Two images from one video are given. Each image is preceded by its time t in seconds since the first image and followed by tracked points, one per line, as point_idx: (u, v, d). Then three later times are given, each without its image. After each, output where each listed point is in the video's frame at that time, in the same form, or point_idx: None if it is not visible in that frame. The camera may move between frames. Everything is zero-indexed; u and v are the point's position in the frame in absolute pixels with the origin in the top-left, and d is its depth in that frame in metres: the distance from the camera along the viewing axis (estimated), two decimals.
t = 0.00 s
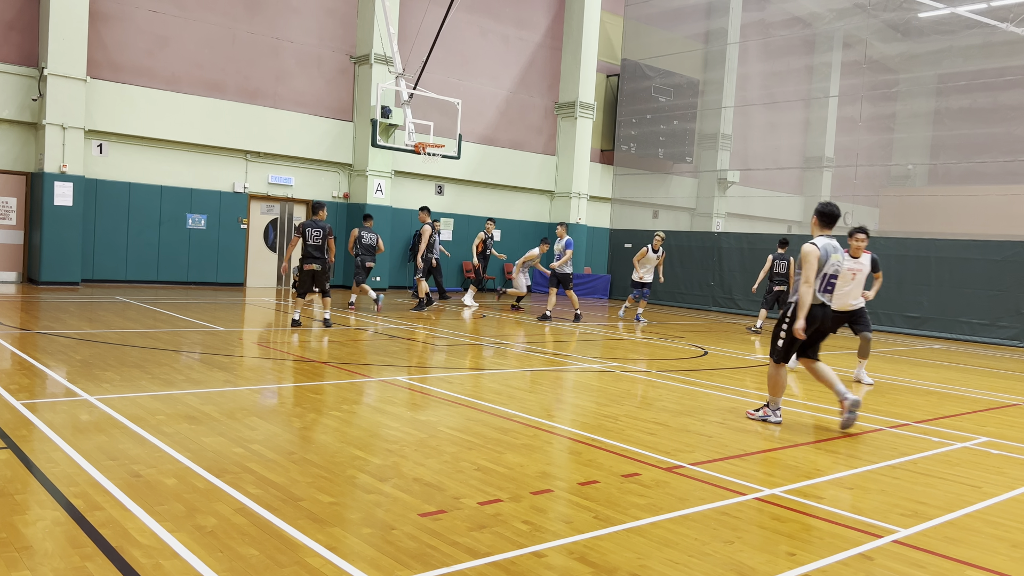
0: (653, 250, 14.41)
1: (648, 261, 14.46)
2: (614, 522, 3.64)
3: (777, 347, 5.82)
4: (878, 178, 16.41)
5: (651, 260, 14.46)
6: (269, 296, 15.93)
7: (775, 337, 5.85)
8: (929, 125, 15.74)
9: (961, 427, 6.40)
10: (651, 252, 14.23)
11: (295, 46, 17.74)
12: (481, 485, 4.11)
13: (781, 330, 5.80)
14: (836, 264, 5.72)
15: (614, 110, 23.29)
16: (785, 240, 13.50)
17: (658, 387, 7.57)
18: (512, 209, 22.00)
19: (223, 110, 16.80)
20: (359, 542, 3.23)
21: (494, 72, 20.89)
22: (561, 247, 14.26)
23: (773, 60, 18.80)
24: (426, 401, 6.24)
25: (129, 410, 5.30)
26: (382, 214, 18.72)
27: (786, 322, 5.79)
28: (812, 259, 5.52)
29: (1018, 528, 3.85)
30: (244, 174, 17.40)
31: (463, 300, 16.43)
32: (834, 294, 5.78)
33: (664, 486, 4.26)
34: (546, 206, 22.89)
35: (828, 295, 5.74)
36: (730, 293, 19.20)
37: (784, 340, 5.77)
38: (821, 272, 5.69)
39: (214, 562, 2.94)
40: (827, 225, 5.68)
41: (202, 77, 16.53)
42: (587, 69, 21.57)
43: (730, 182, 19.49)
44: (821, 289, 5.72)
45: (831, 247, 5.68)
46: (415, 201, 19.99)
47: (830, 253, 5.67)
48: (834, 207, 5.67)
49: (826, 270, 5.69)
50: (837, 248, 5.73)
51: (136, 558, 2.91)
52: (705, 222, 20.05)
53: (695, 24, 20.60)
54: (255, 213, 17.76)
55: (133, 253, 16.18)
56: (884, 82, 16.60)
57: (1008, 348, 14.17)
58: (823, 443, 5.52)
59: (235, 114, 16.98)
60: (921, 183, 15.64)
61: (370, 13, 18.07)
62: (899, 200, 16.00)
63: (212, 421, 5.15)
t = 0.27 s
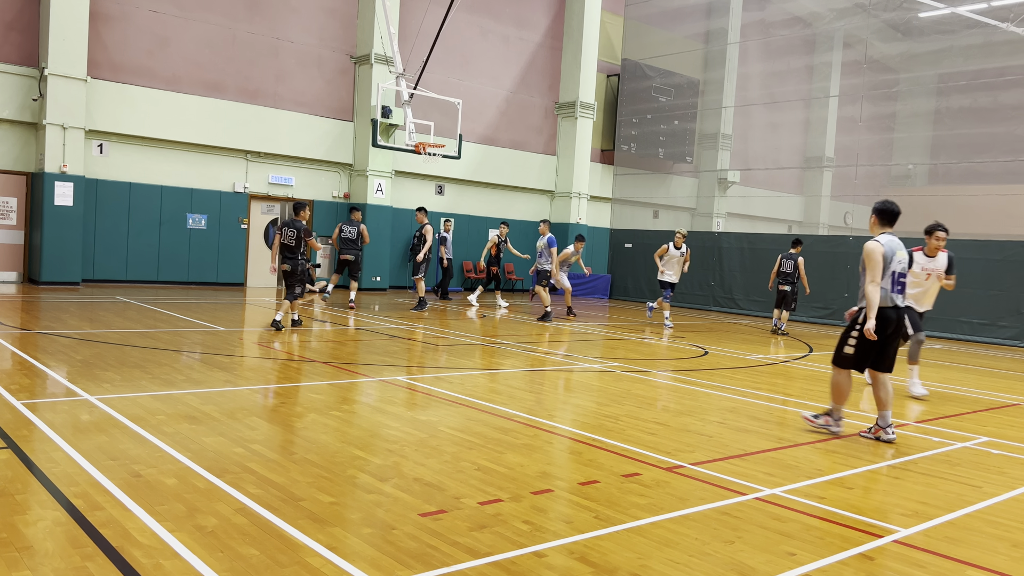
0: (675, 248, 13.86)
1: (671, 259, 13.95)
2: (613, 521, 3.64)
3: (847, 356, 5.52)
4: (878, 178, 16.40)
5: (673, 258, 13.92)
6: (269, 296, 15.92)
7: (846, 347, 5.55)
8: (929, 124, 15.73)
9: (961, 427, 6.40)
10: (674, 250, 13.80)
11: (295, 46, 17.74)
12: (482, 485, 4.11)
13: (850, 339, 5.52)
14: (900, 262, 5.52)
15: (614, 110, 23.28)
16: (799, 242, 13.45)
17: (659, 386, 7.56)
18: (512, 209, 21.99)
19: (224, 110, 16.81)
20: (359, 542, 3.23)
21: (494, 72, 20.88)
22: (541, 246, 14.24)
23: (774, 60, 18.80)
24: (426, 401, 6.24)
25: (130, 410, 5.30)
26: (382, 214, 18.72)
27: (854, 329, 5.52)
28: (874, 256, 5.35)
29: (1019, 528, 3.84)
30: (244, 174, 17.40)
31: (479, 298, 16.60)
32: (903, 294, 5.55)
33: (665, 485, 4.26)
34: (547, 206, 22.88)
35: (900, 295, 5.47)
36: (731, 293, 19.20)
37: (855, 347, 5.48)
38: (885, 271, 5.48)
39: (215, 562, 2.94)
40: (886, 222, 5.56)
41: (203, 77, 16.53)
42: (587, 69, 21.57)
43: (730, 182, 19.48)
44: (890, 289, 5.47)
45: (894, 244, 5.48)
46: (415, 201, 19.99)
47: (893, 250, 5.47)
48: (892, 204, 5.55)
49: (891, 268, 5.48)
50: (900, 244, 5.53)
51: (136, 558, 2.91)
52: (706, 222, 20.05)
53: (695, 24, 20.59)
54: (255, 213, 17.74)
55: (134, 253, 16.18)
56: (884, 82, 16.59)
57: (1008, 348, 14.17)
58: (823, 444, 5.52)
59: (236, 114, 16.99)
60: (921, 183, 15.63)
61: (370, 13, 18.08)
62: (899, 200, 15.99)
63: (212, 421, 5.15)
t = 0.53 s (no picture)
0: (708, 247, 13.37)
1: (704, 260, 13.48)
2: (614, 521, 3.64)
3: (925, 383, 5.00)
4: (878, 178, 16.39)
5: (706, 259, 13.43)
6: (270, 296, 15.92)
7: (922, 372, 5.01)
8: (929, 124, 15.73)
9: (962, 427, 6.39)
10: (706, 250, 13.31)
11: (296, 46, 17.75)
12: (482, 485, 4.12)
13: (927, 359, 4.99)
14: (970, 276, 5.01)
15: (615, 110, 23.28)
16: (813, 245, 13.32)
17: (660, 387, 7.56)
18: (512, 209, 21.99)
19: (224, 109, 16.81)
20: (359, 542, 3.23)
21: (494, 72, 20.89)
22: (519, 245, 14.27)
23: (774, 60, 18.79)
24: (427, 401, 6.24)
25: (130, 410, 5.30)
26: (382, 214, 18.72)
27: (932, 348, 4.98)
28: (948, 272, 4.85)
29: (1019, 529, 3.84)
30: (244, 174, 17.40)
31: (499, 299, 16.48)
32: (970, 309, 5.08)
33: (665, 485, 4.26)
34: (547, 206, 22.88)
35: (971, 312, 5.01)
36: (731, 293, 19.20)
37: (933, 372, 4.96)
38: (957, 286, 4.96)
39: (215, 562, 2.94)
40: (957, 233, 4.98)
41: (203, 77, 16.54)
42: (588, 68, 21.57)
43: (731, 182, 19.47)
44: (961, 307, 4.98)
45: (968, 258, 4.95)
46: (416, 201, 19.98)
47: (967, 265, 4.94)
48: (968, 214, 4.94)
49: (962, 282, 4.96)
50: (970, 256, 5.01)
51: (137, 558, 2.91)
52: (706, 222, 20.05)
53: (696, 24, 20.59)
54: (256, 213, 17.75)
55: (134, 253, 16.19)
56: (884, 82, 16.58)
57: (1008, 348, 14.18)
58: (823, 443, 5.52)
59: (236, 114, 16.99)
60: (922, 183, 15.62)
61: (370, 13, 18.08)
62: (899, 199, 15.99)
63: (213, 421, 5.15)
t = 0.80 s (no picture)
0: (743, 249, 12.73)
1: (738, 264, 12.79)
2: (614, 522, 3.64)
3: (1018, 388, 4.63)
4: (879, 178, 16.38)
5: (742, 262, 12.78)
6: (270, 296, 15.91)
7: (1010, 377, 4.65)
8: (929, 124, 15.73)
9: (963, 427, 6.39)
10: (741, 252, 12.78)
11: (296, 46, 17.75)
12: (482, 485, 4.12)
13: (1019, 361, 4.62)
14: None
15: (615, 110, 23.28)
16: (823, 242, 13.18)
17: (660, 387, 7.56)
18: (512, 209, 22.00)
19: (225, 110, 16.82)
20: (359, 542, 3.23)
21: (494, 72, 20.89)
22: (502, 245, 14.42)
23: (774, 60, 18.79)
24: (427, 401, 6.24)
25: (131, 410, 5.31)
26: (382, 214, 18.72)
27: None
28: None
29: (1019, 529, 3.84)
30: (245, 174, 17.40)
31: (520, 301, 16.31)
32: None
33: (665, 485, 4.27)
34: (547, 206, 22.88)
35: None
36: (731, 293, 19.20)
37: None
38: None
39: (216, 562, 2.94)
40: None
41: (204, 77, 16.54)
42: (588, 68, 21.57)
43: (731, 182, 19.47)
44: None
45: None
46: (416, 201, 19.98)
47: None
48: None
49: None
50: None
51: (137, 558, 2.92)
52: (706, 222, 20.04)
53: (696, 24, 20.59)
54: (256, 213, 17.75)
55: (135, 253, 16.19)
56: (885, 81, 16.57)
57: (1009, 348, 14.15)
58: (823, 443, 5.53)
59: (237, 114, 17.00)
60: (922, 183, 15.62)
61: (371, 13, 18.09)
62: (899, 199, 15.99)
63: (213, 422, 5.16)
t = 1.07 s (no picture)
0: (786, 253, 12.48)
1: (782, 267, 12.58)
2: (614, 522, 3.63)
3: None
4: (880, 178, 16.37)
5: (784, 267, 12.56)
6: (270, 296, 15.89)
7: None
8: (930, 124, 15.72)
9: (963, 427, 6.38)
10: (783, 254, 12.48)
11: (296, 45, 17.76)
12: (483, 485, 4.12)
13: None
14: None
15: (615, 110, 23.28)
16: (839, 246, 13.16)
17: (661, 387, 7.55)
18: (512, 209, 21.99)
19: (225, 109, 16.83)
20: (360, 542, 3.23)
21: (495, 72, 20.89)
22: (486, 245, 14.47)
23: (775, 60, 18.78)
24: (428, 401, 6.24)
25: (131, 410, 5.31)
26: (382, 214, 18.72)
27: None
28: None
29: (1020, 529, 3.83)
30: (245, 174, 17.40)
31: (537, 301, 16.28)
32: None
33: (666, 485, 4.26)
34: (548, 206, 22.88)
35: None
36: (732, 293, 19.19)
37: None
38: None
39: (216, 562, 2.94)
40: None
41: (204, 77, 16.54)
42: (588, 68, 21.56)
43: (731, 181, 19.46)
44: None
45: None
46: (416, 201, 19.98)
47: None
48: None
49: None
50: None
51: (137, 558, 2.91)
52: (706, 222, 20.03)
53: (696, 24, 20.59)
54: (256, 213, 17.75)
55: (135, 253, 16.18)
56: (886, 81, 16.56)
57: (1010, 348, 14.13)
58: (824, 443, 5.52)
59: (237, 113, 17.00)
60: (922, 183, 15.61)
61: (371, 13, 18.09)
62: (900, 199, 15.98)
63: (214, 421, 5.15)
